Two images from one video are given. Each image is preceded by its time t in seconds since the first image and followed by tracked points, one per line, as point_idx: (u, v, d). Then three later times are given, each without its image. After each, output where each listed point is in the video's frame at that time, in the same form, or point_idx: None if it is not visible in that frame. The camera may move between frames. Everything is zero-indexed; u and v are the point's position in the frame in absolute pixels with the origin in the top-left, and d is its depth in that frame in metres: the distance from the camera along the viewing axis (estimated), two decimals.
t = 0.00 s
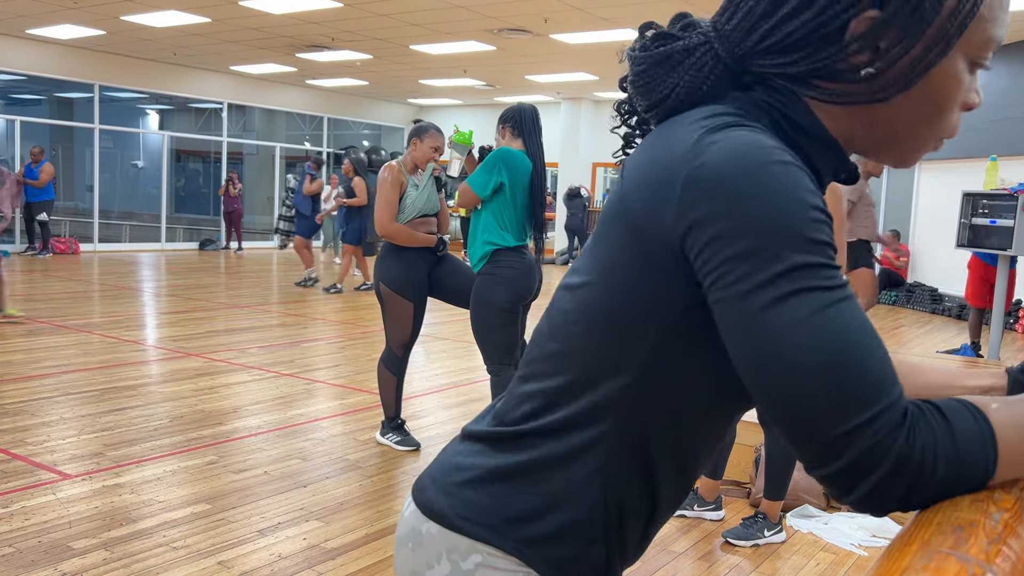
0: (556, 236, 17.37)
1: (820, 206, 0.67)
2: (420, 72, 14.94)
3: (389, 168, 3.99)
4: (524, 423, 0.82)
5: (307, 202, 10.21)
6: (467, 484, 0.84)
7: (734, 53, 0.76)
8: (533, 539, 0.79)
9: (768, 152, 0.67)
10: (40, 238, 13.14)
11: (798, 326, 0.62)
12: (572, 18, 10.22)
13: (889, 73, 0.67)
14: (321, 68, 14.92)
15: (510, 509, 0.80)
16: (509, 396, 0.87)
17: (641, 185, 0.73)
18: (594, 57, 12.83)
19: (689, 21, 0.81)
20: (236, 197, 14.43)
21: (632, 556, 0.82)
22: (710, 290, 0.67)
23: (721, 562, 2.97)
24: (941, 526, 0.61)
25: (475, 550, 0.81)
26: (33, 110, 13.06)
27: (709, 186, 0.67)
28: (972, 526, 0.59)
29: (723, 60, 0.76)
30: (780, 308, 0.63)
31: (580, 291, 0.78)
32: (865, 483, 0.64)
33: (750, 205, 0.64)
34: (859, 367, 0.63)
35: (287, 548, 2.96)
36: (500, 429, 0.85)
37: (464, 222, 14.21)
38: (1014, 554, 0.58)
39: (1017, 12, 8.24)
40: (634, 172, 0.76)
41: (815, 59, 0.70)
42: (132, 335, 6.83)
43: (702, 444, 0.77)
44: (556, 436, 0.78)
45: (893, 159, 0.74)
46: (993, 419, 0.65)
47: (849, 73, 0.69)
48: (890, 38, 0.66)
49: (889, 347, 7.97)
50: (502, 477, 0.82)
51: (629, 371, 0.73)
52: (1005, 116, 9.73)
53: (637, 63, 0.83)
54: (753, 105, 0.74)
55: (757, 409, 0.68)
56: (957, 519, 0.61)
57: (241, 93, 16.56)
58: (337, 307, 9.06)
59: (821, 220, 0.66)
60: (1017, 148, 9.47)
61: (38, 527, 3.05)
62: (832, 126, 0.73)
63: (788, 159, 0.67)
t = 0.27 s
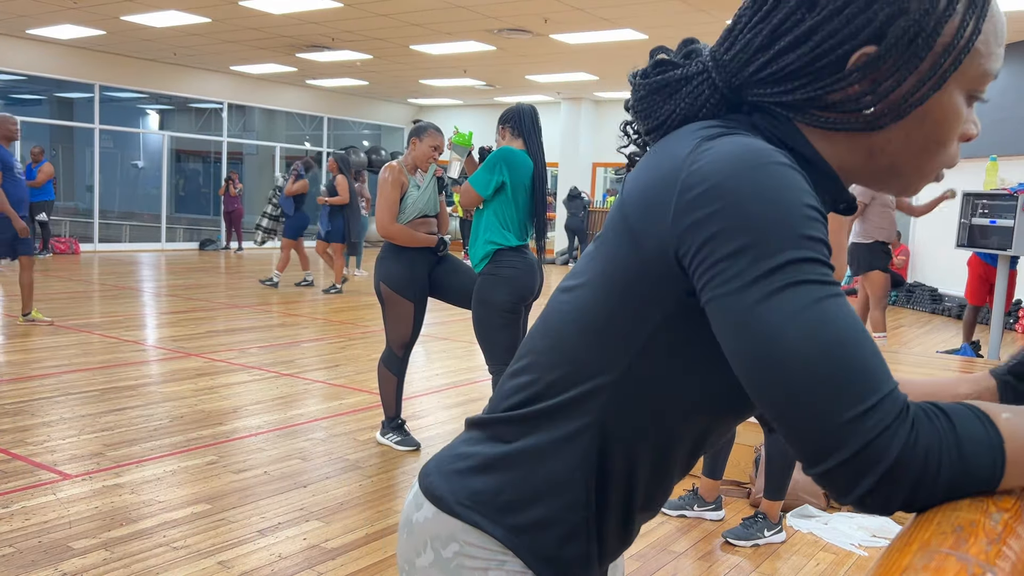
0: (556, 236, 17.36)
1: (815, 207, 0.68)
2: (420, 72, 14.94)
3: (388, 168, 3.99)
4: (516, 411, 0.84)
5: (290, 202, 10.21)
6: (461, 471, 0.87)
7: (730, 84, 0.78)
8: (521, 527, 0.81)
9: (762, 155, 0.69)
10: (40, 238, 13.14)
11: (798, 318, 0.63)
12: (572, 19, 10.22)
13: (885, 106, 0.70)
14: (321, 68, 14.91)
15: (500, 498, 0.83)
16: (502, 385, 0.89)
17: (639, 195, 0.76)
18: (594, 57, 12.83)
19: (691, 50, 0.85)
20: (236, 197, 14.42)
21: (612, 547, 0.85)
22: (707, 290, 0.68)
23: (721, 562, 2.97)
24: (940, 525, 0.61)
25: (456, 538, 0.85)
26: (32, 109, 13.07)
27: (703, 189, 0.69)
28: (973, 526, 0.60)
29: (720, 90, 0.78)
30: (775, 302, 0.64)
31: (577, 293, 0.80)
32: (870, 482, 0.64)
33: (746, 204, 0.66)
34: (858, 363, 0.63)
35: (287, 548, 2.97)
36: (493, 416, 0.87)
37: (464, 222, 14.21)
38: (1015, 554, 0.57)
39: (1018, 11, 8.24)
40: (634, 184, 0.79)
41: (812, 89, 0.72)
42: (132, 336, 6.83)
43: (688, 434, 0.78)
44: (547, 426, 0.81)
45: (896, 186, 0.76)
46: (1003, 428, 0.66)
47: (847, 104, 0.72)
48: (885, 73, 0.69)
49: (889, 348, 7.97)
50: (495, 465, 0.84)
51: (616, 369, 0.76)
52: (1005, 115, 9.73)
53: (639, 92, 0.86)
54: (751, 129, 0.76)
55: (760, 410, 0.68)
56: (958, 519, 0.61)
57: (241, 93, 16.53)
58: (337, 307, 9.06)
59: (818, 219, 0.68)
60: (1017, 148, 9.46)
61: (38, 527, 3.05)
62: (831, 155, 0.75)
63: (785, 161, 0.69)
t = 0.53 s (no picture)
0: (556, 236, 17.36)
1: (813, 208, 0.69)
2: (420, 72, 14.94)
3: (389, 168, 3.98)
4: (516, 409, 0.86)
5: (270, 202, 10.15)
6: (466, 468, 0.90)
7: (724, 95, 0.80)
8: (523, 523, 0.84)
9: (759, 163, 0.70)
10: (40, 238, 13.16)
11: (800, 320, 0.63)
12: (573, 18, 10.21)
13: (879, 117, 0.72)
14: (321, 68, 14.92)
15: (503, 494, 0.85)
16: (501, 384, 0.91)
17: (638, 204, 0.76)
18: (594, 57, 12.82)
19: (682, 63, 0.86)
20: (236, 197, 14.43)
21: (612, 540, 0.88)
22: (712, 294, 0.68)
23: (721, 562, 2.97)
24: (939, 524, 0.62)
25: (456, 533, 0.88)
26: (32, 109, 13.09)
27: (699, 197, 0.70)
28: (972, 526, 0.60)
29: (713, 102, 0.80)
30: (775, 302, 0.64)
31: (577, 297, 0.81)
32: (878, 481, 0.64)
33: (745, 210, 0.67)
34: (863, 362, 0.63)
35: (286, 548, 2.97)
36: (494, 412, 0.89)
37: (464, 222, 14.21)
38: (1015, 554, 0.57)
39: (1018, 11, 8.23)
40: (633, 194, 0.79)
41: (805, 100, 0.74)
42: (132, 336, 6.83)
43: (683, 433, 0.80)
44: (546, 426, 0.83)
45: (890, 199, 0.79)
46: (1009, 426, 0.66)
47: (839, 115, 0.74)
48: (882, 83, 0.71)
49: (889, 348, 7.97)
50: (498, 462, 0.87)
51: (613, 372, 0.77)
52: (1005, 115, 9.72)
53: (631, 106, 0.87)
54: (742, 139, 0.78)
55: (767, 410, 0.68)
56: (957, 518, 0.62)
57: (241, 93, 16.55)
58: (337, 307, 9.06)
59: (816, 222, 0.68)
60: (1018, 148, 9.45)
61: (38, 527, 3.05)
62: (824, 166, 0.77)
63: (778, 168, 0.70)
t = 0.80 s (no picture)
0: (556, 236, 17.35)
1: (823, 206, 0.70)
2: (420, 72, 14.94)
3: (388, 168, 3.98)
4: (522, 403, 0.87)
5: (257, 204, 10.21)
6: (470, 462, 0.91)
7: (744, 106, 0.80)
8: (526, 518, 0.85)
9: (772, 160, 0.71)
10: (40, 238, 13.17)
11: (810, 312, 0.64)
12: (573, 18, 10.21)
13: (907, 129, 0.71)
14: (321, 68, 14.91)
15: (508, 488, 0.86)
16: (505, 379, 0.91)
17: (651, 204, 0.77)
18: (593, 57, 12.82)
19: (704, 71, 0.86)
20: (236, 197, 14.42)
21: (616, 540, 0.89)
22: (722, 289, 0.69)
23: (721, 562, 2.97)
24: (941, 524, 0.62)
25: (457, 530, 0.90)
26: (32, 109, 13.10)
27: (711, 194, 0.71)
28: (973, 525, 0.60)
29: (734, 112, 0.80)
30: (787, 295, 0.65)
31: (590, 295, 0.81)
32: (885, 478, 0.64)
33: (758, 204, 0.68)
34: (874, 357, 0.63)
35: (286, 548, 2.96)
36: (498, 405, 0.90)
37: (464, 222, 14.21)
38: (1015, 553, 0.58)
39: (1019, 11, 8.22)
40: (648, 196, 0.80)
41: (828, 114, 0.74)
42: (132, 336, 6.83)
43: (685, 433, 0.81)
44: (552, 422, 0.84)
45: (896, 223, 0.78)
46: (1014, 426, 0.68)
47: (861, 130, 0.73)
48: (906, 96, 0.70)
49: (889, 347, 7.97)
50: (504, 456, 0.88)
51: (621, 371, 0.79)
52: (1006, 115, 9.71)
53: (652, 112, 0.87)
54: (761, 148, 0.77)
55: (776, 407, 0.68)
56: (958, 519, 0.62)
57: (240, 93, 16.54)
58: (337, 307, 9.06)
59: (828, 219, 0.69)
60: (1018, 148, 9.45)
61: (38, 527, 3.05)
62: (842, 179, 0.76)
63: (792, 167, 0.71)
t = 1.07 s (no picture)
0: (556, 236, 17.36)
1: (828, 206, 0.70)
2: (420, 72, 14.95)
3: (388, 170, 3.99)
4: (527, 403, 0.87)
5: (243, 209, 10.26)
6: (477, 459, 0.91)
7: (759, 117, 0.81)
8: (529, 516, 0.85)
9: (778, 161, 0.72)
10: (40, 238, 13.18)
11: (813, 309, 0.64)
12: (572, 18, 10.21)
13: (927, 141, 0.73)
14: (321, 68, 14.92)
15: (512, 487, 0.86)
16: (512, 379, 0.91)
17: (660, 206, 0.78)
18: (593, 57, 12.82)
19: (722, 79, 0.87)
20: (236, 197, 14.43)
21: (618, 547, 0.88)
22: (726, 286, 0.69)
23: (721, 562, 2.97)
24: (940, 524, 0.62)
25: (457, 530, 0.90)
26: (32, 110, 13.12)
27: (717, 194, 0.71)
28: (973, 526, 0.60)
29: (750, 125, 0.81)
30: (792, 294, 0.65)
31: (600, 299, 0.81)
32: (887, 478, 0.63)
33: (763, 204, 0.68)
34: (878, 356, 0.63)
35: (286, 548, 2.96)
36: (505, 402, 0.90)
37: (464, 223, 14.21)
38: (1013, 553, 0.58)
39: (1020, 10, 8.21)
40: (657, 200, 0.80)
41: (848, 124, 0.75)
42: (132, 335, 6.83)
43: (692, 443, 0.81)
44: (556, 421, 0.84)
45: (922, 231, 0.79)
46: (1014, 427, 0.68)
47: (882, 143, 0.74)
48: (922, 111, 0.72)
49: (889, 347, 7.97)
50: (509, 453, 0.88)
51: (626, 373, 0.79)
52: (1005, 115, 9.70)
53: (669, 122, 0.89)
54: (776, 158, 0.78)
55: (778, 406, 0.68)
56: (958, 518, 0.62)
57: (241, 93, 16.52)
58: (336, 307, 9.06)
59: (833, 222, 0.69)
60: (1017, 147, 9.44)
61: (38, 527, 3.05)
62: (864, 188, 0.77)
63: (799, 170, 0.72)
